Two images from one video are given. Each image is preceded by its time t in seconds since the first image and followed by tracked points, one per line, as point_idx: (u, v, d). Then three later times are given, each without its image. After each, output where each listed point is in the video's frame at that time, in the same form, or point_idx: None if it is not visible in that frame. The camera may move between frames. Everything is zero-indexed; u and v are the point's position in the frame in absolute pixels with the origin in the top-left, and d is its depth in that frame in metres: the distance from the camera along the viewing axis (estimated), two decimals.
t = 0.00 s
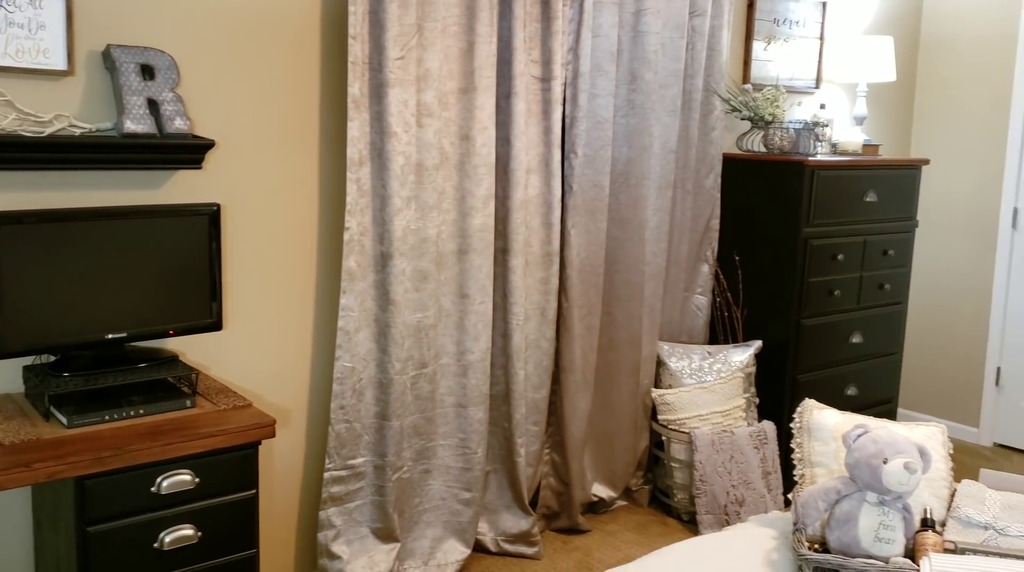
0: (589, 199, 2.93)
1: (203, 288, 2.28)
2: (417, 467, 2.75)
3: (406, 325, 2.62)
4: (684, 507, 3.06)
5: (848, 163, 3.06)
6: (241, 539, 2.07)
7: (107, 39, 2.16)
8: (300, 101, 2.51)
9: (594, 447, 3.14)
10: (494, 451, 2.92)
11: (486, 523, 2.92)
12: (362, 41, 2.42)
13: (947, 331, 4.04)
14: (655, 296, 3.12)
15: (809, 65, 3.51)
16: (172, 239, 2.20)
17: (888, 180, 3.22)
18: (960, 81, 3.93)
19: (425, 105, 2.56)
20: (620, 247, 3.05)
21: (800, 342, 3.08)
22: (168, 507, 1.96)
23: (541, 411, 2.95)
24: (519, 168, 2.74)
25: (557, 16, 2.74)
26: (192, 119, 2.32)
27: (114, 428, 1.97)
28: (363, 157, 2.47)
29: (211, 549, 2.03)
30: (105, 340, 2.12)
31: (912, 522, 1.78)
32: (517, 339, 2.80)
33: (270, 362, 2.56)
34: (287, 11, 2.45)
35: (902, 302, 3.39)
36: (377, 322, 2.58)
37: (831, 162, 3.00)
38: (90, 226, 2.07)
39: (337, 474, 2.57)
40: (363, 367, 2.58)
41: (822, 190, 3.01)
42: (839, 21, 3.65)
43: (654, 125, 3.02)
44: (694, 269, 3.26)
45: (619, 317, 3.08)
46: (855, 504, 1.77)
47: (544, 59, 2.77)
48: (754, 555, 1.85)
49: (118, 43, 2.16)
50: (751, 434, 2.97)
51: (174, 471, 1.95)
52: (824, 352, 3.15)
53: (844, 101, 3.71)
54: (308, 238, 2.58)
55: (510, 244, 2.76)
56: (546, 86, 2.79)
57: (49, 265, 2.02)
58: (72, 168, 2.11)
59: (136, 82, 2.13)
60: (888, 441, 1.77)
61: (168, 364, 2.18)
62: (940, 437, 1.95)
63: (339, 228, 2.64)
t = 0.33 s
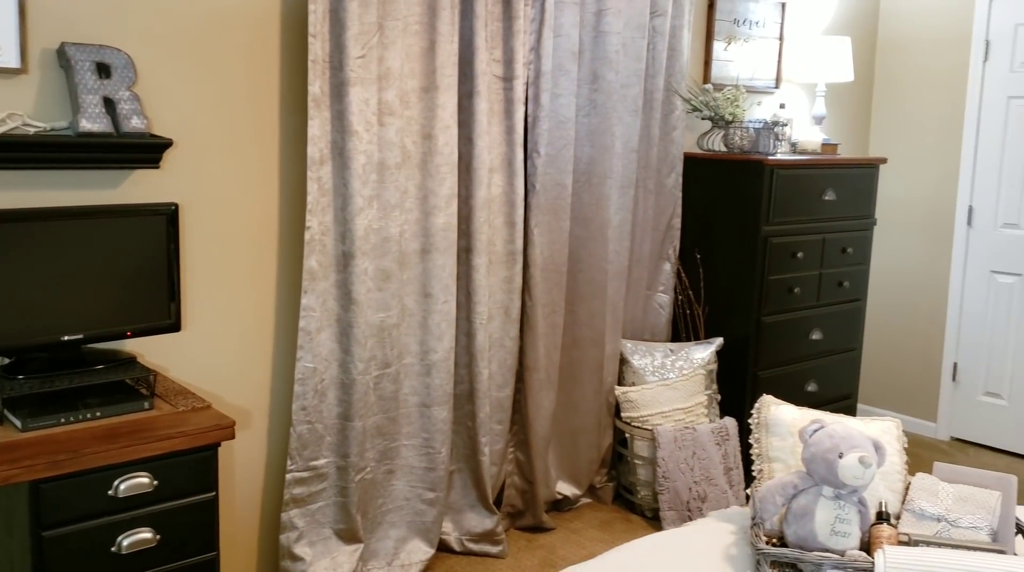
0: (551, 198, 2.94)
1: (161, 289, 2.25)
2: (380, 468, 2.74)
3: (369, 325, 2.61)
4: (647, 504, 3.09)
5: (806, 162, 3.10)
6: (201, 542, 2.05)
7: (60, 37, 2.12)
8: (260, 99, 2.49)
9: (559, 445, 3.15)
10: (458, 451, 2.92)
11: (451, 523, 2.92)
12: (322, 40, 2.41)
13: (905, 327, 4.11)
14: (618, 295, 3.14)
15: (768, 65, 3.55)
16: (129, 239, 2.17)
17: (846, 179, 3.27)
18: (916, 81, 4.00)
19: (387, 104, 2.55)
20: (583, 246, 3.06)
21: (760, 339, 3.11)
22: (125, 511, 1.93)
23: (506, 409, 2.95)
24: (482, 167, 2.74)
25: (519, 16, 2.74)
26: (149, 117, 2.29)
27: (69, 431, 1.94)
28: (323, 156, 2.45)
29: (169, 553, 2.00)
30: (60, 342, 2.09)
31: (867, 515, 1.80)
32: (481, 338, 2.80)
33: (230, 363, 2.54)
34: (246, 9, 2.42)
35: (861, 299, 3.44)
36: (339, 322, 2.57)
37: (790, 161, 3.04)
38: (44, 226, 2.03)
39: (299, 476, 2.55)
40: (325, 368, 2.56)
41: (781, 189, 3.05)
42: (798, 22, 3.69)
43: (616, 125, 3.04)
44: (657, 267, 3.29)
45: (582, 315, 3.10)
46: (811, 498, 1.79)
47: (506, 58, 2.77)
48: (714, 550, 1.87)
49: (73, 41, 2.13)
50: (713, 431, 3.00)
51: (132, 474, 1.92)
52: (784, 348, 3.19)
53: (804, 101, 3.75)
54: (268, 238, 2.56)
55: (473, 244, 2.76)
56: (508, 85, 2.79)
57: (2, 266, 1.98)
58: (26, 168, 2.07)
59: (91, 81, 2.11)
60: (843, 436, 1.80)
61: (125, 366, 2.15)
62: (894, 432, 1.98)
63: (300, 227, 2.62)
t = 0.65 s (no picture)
0: (520, 197, 2.94)
1: (124, 290, 2.22)
2: (349, 469, 2.72)
3: (337, 325, 2.59)
4: (616, 501, 3.10)
5: (772, 160, 3.12)
6: (166, 545, 2.03)
7: (18, 34, 2.09)
8: (223, 98, 2.46)
9: (528, 443, 3.15)
10: (428, 450, 2.91)
11: (420, 523, 2.91)
12: (287, 38, 2.39)
13: (870, 324, 4.16)
14: (586, 293, 3.15)
15: (735, 64, 3.57)
16: (91, 239, 2.14)
17: (811, 177, 3.30)
18: (880, 81, 4.05)
19: (353, 102, 2.54)
20: (552, 245, 3.07)
21: (727, 336, 3.14)
22: (88, 514, 1.91)
23: (475, 408, 2.94)
24: (450, 166, 2.73)
25: (486, 15, 2.73)
26: (110, 116, 2.26)
27: (31, 434, 1.91)
28: (289, 155, 2.43)
29: (133, 556, 1.98)
30: (21, 345, 2.05)
31: (830, 510, 1.82)
32: (450, 337, 2.79)
33: (195, 364, 2.51)
34: (208, 7, 2.40)
35: (827, 296, 3.48)
36: (306, 322, 2.55)
37: (756, 159, 3.06)
38: (4, 227, 2.00)
39: (266, 477, 2.53)
40: (292, 368, 2.54)
41: (748, 187, 3.07)
42: (764, 22, 3.72)
43: (584, 124, 3.04)
44: (625, 265, 3.30)
45: (551, 314, 3.10)
46: (775, 494, 1.81)
47: (473, 57, 2.77)
48: (680, 548, 1.88)
49: (32, 38, 2.10)
50: (681, 428, 3.02)
51: (95, 477, 1.90)
52: (751, 345, 3.21)
53: (770, 100, 3.79)
54: (232, 238, 2.54)
55: (442, 242, 2.75)
56: (476, 84, 2.78)
57: None
58: None
59: (51, 79, 2.07)
60: (807, 432, 1.82)
61: (87, 368, 2.12)
62: (857, 427, 2.00)
63: (265, 227, 2.60)
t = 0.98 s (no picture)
0: (491, 191, 2.92)
1: (90, 287, 2.19)
2: (319, 466, 2.70)
3: (306, 321, 2.57)
4: (589, 495, 3.11)
5: (742, 155, 3.14)
6: (133, 544, 2.00)
7: None
8: (190, 93, 2.43)
9: (501, 439, 3.15)
10: (399, 447, 2.89)
11: (392, 519, 2.90)
12: (254, 32, 2.36)
13: (840, 318, 4.20)
14: (558, 288, 3.15)
15: (705, 59, 3.59)
16: (55, 235, 2.10)
17: (781, 171, 3.32)
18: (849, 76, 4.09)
19: (321, 96, 2.51)
20: (523, 240, 3.06)
21: (698, 330, 3.15)
22: (52, 514, 1.88)
23: (447, 404, 2.93)
24: (420, 161, 2.72)
25: (455, 9, 2.72)
26: (74, 111, 2.22)
27: None
28: (257, 150, 2.41)
29: (98, 556, 1.95)
30: None
31: (797, 502, 1.83)
32: (421, 333, 2.77)
33: (163, 362, 2.48)
34: None
35: (796, 290, 3.50)
36: (275, 319, 2.52)
37: (727, 154, 3.07)
38: None
39: (236, 475, 2.50)
40: (261, 365, 2.52)
41: (718, 182, 3.09)
42: (733, 17, 3.74)
43: (555, 119, 3.04)
44: (597, 260, 3.30)
45: (524, 309, 3.09)
46: (743, 486, 1.82)
47: (443, 51, 2.75)
48: (649, 540, 1.89)
49: None
50: (652, 421, 3.03)
51: (60, 476, 1.87)
52: (721, 339, 3.23)
53: (739, 96, 3.81)
54: (200, 234, 2.51)
55: (413, 237, 2.73)
56: (446, 78, 2.77)
57: None
58: None
59: (12, 72, 2.05)
60: (774, 424, 1.83)
61: (52, 366, 2.09)
62: (824, 419, 2.01)
63: (233, 222, 2.57)
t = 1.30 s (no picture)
0: (459, 185, 2.91)
1: (48, 282, 2.16)
2: (286, 462, 2.68)
3: (271, 316, 2.54)
4: (558, 488, 3.11)
5: (708, 148, 3.15)
6: (94, 543, 1.97)
7: None
8: (151, 85, 2.40)
9: (469, 433, 3.14)
10: (367, 442, 2.87)
11: (360, 514, 2.88)
12: (216, 24, 2.33)
13: (806, 310, 4.23)
14: (526, 281, 3.15)
15: (671, 53, 3.60)
16: (12, 231, 2.06)
17: (747, 165, 3.34)
18: (814, 70, 4.12)
19: (285, 89, 2.48)
20: (491, 233, 3.05)
21: (665, 323, 3.17)
22: (10, 514, 1.85)
23: (415, 399, 2.92)
24: (386, 154, 2.69)
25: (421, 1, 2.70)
26: (31, 103, 2.18)
27: None
28: (220, 143, 2.38)
29: (58, 556, 1.92)
30: None
31: (761, 493, 1.85)
32: (389, 328, 2.75)
33: (125, 358, 2.45)
34: None
35: (762, 282, 3.53)
36: (239, 314, 2.50)
37: (693, 148, 3.09)
38: None
39: (200, 472, 2.48)
40: (225, 361, 2.49)
41: (685, 175, 3.10)
42: (699, 11, 3.75)
43: (522, 112, 3.03)
44: (565, 254, 3.31)
45: (492, 303, 3.08)
46: (707, 477, 1.83)
47: (409, 44, 2.73)
48: (615, 532, 1.89)
49: None
50: (620, 414, 3.05)
51: (17, 476, 1.84)
52: (688, 331, 3.25)
53: (706, 90, 3.82)
54: (162, 229, 2.48)
55: (379, 231, 2.71)
56: (412, 71, 2.75)
57: None
58: None
59: None
60: (737, 415, 1.84)
61: (10, 364, 2.06)
62: (788, 410, 2.03)
63: (196, 217, 2.54)
